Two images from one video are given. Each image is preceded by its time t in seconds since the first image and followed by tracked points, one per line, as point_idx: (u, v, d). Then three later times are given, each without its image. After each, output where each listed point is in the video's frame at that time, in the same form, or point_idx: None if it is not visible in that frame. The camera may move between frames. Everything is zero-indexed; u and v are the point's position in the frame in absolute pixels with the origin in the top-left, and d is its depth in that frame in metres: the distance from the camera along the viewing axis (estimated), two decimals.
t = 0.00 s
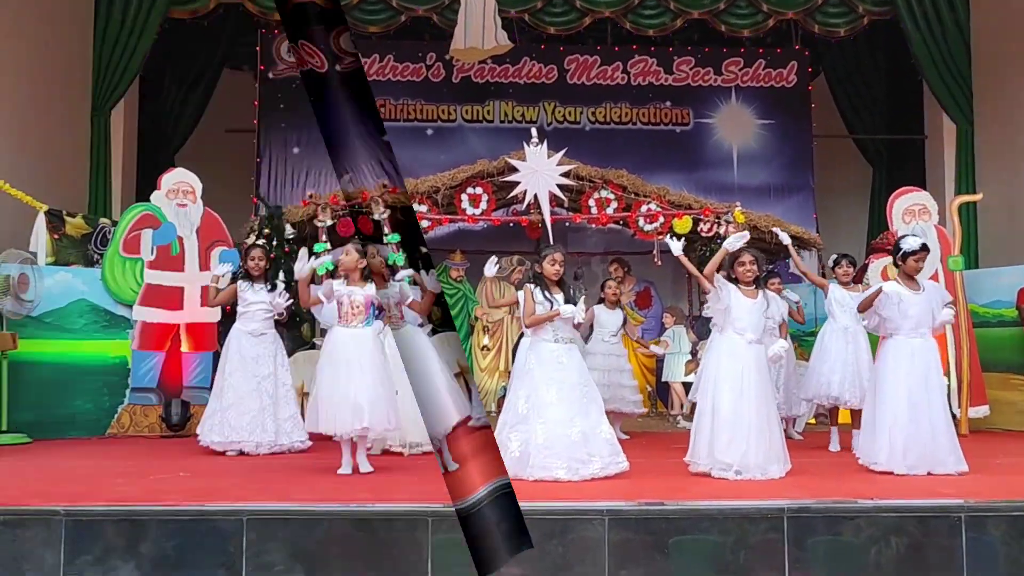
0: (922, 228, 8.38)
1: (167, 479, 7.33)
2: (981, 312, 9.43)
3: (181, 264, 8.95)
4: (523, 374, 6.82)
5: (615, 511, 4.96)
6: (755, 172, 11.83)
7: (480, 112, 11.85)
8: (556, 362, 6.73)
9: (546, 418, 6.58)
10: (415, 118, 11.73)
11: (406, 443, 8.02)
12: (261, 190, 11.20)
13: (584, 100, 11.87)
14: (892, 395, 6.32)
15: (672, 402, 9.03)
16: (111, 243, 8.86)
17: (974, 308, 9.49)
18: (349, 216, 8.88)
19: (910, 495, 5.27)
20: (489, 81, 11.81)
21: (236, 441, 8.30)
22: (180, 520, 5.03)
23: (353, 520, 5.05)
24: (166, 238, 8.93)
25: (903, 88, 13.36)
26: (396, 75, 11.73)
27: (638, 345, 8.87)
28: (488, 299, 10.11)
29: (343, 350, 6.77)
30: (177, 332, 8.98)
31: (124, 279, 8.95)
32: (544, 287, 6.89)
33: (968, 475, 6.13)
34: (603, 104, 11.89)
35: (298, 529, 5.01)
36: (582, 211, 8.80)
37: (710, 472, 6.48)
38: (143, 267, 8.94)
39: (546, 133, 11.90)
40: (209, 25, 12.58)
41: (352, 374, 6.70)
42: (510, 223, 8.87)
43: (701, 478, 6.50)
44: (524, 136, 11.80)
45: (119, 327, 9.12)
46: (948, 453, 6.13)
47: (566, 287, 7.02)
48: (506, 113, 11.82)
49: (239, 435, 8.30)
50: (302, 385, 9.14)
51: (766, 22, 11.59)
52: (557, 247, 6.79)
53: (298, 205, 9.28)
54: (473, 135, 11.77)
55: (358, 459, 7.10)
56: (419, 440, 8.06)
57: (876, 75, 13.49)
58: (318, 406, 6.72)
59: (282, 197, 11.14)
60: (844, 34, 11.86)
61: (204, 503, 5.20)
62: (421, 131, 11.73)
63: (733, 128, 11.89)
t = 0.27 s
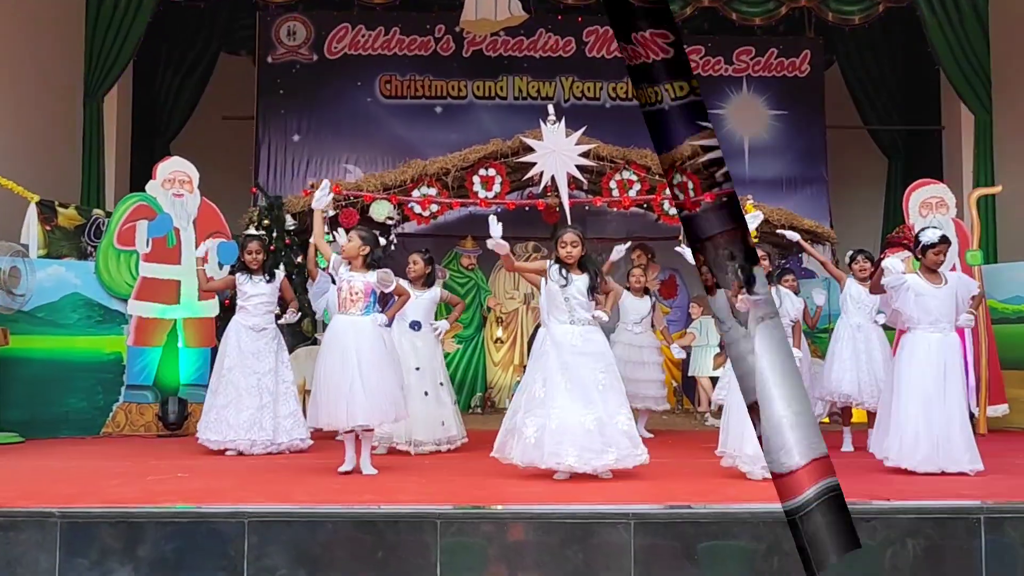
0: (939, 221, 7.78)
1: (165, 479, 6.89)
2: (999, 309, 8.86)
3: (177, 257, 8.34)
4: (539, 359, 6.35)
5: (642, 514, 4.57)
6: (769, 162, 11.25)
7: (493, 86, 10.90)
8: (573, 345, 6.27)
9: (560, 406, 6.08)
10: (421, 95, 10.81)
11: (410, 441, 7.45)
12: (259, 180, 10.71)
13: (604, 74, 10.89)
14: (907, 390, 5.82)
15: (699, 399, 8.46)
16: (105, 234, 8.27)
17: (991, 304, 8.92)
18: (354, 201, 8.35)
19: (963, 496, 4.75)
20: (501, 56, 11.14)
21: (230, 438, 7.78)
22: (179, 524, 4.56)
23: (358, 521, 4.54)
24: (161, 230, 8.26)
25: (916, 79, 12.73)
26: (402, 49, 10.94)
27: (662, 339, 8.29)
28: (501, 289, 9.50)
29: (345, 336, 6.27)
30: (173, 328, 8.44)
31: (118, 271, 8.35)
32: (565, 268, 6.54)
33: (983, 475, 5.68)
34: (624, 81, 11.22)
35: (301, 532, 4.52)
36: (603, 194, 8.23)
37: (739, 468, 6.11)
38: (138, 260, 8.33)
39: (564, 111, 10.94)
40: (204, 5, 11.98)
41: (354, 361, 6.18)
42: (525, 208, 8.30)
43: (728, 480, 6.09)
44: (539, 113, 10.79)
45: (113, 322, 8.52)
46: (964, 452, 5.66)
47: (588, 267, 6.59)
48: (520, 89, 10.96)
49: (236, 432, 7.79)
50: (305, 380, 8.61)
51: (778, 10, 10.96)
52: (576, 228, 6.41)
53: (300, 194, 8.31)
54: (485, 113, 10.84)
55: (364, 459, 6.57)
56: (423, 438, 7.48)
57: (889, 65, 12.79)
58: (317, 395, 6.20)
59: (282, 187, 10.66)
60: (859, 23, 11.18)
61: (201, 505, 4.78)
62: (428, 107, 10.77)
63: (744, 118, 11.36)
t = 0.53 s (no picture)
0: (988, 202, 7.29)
1: (162, 483, 6.53)
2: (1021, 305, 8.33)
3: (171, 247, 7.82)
4: (555, 361, 6.07)
5: (670, 520, 4.26)
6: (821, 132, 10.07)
7: (506, 64, 10.11)
8: (593, 348, 5.98)
9: (573, 413, 5.84)
10: (430, 74, 10.10)
11: (419, 443, 6.95)
12: (258, 163, 10.00)
13: (625, 49, 10.12)
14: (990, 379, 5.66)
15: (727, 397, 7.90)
16: (94, 223, 7.80)
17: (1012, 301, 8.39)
18: (359, 187, 7.82)
19: (1012, 506, 4.49)
20: (514, 29, 10.14)
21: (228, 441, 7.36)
22: (176, 532, 4.29)
23: (366, 528, 4.26)
24: (154, 219, 7.68)
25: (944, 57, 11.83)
26: (409, 24, 10.19)
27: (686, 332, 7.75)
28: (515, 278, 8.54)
29: (355, 333, 5.83)
30: (167, 322, 7.96)
31: (108, 262, 7.83)
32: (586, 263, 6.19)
33: None
34: (649, 54, 10.12)
35: (307, 539, 4.23)
36: (624, 177, 7.70)
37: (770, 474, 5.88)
38: (130, 250, 7.87)
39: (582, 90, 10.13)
40: None
41: (365, 360, 5.75)
42: (540, 193, 7.76)
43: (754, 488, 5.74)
44: (557, 92, 10.04)
45: (104, 317, 8.00)
46: None
47: (611, 262, 6.22)
48: (535, 65, 10.08)
49: (237, 435, 7.37)
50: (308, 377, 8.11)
51: None
52: (600, 219, 6.01)
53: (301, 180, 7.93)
54: (497, 93, 10.08)
55: (372, 461, 6.17)
56: (427, 437, 7.00)
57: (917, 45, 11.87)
58: (319, 391, 5.73)
59: (283, 171, 9.94)
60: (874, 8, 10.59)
61: (201, 510, 4.49)
62: (438, 87, 10.11)
63: (796, 79, 10.12)
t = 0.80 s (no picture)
0: None
1: (155, 489, 6.14)
2: None
3: (162, 239, 7.40)
4: (573, 364, 5.59)
5: (697, 528, 3.91)
6: (848, 116, 9.43)
7: (516, 43, 9.45)
8: (611, 350, 5.49)
9: (587, 420, 5.37)
10: (435, 53, 9.44)
11: (426, 450, 6.56)
12: (251, 149, 9.34)
13: (642, 27, 9.46)
14: None
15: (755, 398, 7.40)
16: (80, 213, 7.32)
17: None
18: (360, 175, 7.34)
19: None
20: (524, 6, 9.49)
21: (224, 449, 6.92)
22: (169, 543, 3.95)
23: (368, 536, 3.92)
24: (143, 209, 7.35)
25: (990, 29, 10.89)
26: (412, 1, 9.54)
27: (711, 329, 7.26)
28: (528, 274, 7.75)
29: (368, 326, 5.39)
30: (158, 319, 7.53)
31: (95, 256, 7.38)
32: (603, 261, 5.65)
33: None
34: (669, 31, 9.45)
35: (308, 548, 3.91)
36: (643, 163, 7.24)
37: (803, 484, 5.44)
38: (118, 243, 7.40)
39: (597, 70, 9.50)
40: None
41: (379, 356, 5.31)
42: (554, 180, 7.29)
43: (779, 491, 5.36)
44: (572, 73, 9.40)
45: (91, 313, 7.51)
46: None
47: (632, 256, 5.60)
48: (546, 44, 9.44)
49: (233, 439, 6.90)
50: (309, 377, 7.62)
51: None
52: (618, 212, 5.45)
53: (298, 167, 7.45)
54: (507, 73, 9.43)
55: (379, 466, 5.80)
56: (434, 445, 6.58)
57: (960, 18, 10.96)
58: (325, 394, 5.35)
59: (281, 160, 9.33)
60: None
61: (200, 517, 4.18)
62: (443, 68, 9.44)
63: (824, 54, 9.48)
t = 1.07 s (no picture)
0: None
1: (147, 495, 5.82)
2: None
3: (150, 234, 7.00)
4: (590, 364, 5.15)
5: (724, 539, 3.74)
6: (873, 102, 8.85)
7: (524, 24, 8.83)
8: (632, 349, 5.04)
9: (608, 425, 4.94)
10: (438, 35, 8.82)
11: (433, 458, 6.09)
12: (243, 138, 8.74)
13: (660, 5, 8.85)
14: None
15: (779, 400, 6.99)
16: (64, 207, 6.91)
17: None
18: (361, 165, 6.91)
19: None
20: None
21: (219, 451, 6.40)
22: (160, 557, 3.75)
23: (373, 550, 3.74)
24: (130, 202, 6.93)
25: None
26: None
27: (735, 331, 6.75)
28: (538, 268, 7.16)
29: (376, 329, 5.10)
30: (147, 319, 7.11)
31: (80, 252, 6.94)
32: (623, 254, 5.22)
33: None
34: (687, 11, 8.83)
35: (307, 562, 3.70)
36: (661, 151, 6.82)
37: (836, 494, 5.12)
38: (104, 238, 6.97)
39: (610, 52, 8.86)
40: None
41: (390, 362, 5.04)
42: (566, 169, 6.86)
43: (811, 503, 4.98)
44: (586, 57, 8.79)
45: (76, 313, 7.09)
46: None
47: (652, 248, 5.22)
48: (558, 24, 8.80)
49: (229, 442, 6.41)
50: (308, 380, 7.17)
51: None
52: (640, 201, 5.01)
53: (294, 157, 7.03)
54: (516, 57, 8.81)
55: (382, 475, 5.42)
56: (442, 451, 6.13)
57: None
58: (332, 406, 5.06)
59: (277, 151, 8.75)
60: None
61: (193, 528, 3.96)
62: (447, 51, 8.81)
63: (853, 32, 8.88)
